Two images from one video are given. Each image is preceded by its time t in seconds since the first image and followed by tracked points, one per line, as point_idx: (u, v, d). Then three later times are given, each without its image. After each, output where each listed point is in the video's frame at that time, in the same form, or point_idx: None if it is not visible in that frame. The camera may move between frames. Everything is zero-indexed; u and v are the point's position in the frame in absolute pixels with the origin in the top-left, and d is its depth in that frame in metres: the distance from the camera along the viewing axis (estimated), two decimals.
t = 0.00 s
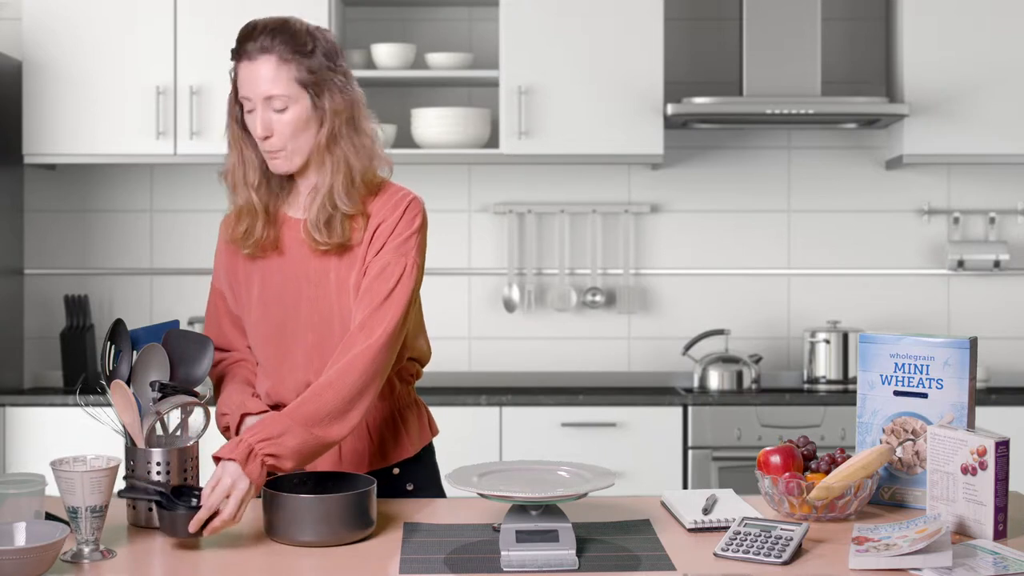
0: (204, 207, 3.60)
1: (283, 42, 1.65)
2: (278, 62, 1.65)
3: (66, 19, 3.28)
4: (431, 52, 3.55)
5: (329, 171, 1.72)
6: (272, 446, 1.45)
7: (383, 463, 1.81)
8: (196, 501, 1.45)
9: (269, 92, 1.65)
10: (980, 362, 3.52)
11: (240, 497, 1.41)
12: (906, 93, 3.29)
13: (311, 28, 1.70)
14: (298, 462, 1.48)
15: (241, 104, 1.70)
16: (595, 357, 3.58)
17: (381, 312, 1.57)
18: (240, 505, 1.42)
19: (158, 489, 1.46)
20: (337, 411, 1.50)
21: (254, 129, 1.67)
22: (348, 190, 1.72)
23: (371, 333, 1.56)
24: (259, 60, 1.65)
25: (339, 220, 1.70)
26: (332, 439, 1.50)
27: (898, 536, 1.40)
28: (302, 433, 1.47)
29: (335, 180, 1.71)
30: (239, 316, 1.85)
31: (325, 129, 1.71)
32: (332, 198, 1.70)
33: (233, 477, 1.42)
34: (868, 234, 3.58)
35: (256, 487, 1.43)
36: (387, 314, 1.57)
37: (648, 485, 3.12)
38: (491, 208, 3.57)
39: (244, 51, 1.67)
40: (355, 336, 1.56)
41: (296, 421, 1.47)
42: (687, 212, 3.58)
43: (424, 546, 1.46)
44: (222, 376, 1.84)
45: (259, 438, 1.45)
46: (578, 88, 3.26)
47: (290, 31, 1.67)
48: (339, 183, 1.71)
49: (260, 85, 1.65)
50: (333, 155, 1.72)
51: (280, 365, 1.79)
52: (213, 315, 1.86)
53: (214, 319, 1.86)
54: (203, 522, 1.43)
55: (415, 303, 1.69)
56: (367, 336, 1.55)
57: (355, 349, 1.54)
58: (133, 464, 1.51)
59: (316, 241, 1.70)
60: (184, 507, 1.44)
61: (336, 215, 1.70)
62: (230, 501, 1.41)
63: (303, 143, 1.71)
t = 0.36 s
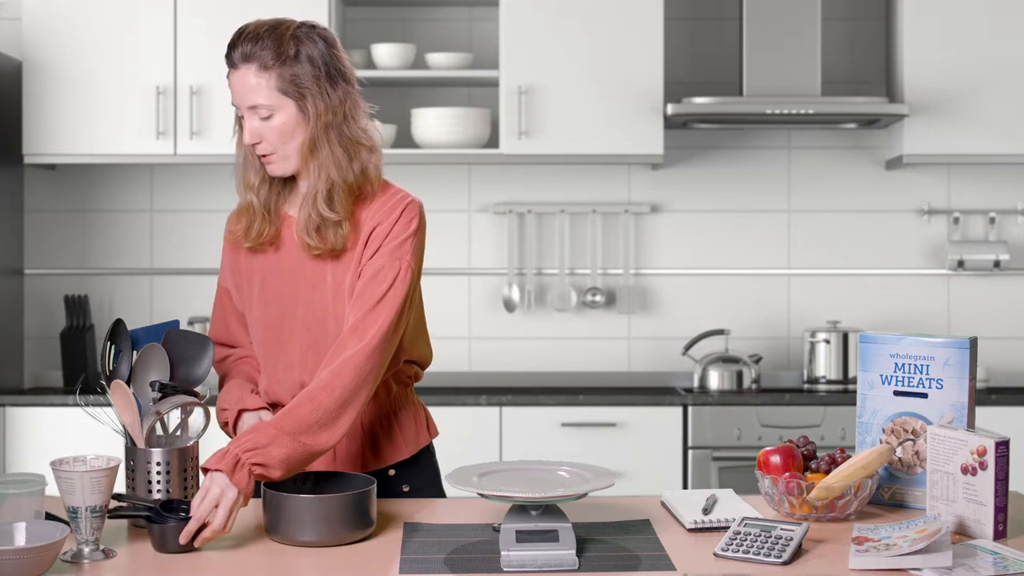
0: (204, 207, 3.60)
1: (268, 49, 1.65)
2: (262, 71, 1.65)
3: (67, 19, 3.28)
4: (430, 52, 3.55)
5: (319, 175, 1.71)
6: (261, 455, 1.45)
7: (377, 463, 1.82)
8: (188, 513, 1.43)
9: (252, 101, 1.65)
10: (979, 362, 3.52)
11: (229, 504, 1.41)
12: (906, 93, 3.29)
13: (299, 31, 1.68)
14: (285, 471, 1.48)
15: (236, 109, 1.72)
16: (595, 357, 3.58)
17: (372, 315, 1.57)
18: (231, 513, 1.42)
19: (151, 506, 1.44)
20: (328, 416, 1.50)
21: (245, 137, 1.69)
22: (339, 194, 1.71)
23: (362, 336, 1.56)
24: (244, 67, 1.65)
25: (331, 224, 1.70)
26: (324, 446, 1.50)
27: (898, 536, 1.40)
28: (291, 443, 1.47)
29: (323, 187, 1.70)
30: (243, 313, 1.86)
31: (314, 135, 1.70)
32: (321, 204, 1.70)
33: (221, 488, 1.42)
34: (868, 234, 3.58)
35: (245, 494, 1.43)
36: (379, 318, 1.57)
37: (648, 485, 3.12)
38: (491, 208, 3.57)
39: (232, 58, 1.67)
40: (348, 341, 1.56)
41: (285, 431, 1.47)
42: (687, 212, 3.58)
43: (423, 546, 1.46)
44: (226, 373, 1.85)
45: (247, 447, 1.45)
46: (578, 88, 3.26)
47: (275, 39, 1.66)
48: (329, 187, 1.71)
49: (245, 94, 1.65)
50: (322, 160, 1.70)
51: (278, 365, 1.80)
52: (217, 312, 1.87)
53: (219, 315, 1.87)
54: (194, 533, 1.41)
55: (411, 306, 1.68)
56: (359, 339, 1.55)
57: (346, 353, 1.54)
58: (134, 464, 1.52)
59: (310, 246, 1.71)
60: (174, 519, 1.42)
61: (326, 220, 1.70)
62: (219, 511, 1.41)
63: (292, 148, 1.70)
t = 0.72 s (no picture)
0: (204, 207, 3.60)
1: (264, 50, 1.65)
2: (258, 71, 1.65)
3: (67, 19, 3.28)
4: (431, 52, 3.55)
5: (316, 175, 1.71)
6: (261, 457, 1.45)
7: (378, 463, 1.82)
8: (188, 514, 1.43)
9: (251, 103, 1.66)
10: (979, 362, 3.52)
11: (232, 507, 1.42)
12: (906, 93, 3.29)
13: (296, 31, 1.68)
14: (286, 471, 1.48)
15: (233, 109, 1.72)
16: (595, 358, 3.58)
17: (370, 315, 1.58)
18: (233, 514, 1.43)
19: (151, 506, 1.44)
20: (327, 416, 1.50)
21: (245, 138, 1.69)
22: (338, 194, 1.71)
23: (362, 336, 1.56)
24: (242, 68, 1.66)
25: (331, 224, 1.71)
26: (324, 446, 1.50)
27: (898, 536, 1.40)
28: (291, 444, 1.47)
29: (322, 187, 1.70)
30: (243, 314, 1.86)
31: (312, 136, 1.70)
32: (319, 204, 1.70)
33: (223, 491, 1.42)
34: (868, 234, 3.58)
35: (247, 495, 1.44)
36: (379, 317, 1.57)
37: (648, 485, 3.12)
38: (491, 208, 3.57)
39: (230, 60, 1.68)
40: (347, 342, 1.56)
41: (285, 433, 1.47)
42: (687, 212, 3.58)
43: (423, 546, 1.46)
44: (226, 373, 1.85)
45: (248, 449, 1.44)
46: (578, 88, 3.26)
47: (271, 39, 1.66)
48: (328, 187, 1.71)
49: (243, 96, 1.66)
50: (319, 160, 1.70)
51: (278, 365, 1.80)
52: (218, 313, 1.87)
53: (220, 317, 1.87)
54: (195, 536, 1.41)
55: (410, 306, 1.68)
56: (358, 339, 1.55)
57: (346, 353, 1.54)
58: (134, 464, 1.52)
59: (309, 246, 1.72)
60: (175, 520, 1.41)
61: (325, 220, 1.70)
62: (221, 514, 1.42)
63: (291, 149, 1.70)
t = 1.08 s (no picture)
0: (205, 207, 3.60)
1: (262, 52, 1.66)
2: (257, 72, 1.66)
3: (67, 19, 3.28)
4: (431, 52, 3.55)
5: (315, 174, 1.71)
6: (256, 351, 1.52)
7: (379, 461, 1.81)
8: (188, 515, 1.43)
9: (250, 104, 1.66)
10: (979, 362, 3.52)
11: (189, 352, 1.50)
12: (906, 93, 3.29)
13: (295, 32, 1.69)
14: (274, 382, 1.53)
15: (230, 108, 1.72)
16: (595, 358, 3.58)
17: (381, 291, 1.63)
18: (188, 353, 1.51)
19: (152, 506, 1.44)
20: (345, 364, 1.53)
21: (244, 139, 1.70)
22: (338, 193, 1.72)
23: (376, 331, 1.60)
24: (241, 69, 1.66)
25: (331, 221, 1.71)
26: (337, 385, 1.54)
27: (898, 536, 1.40)
28: (301, 368, 1.52)
29: (322, 185, 1.71)
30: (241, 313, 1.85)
31: (311, 134, 1.71)
32: (320, 203, 1.71)
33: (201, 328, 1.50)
34: (868, 234, 3.58)
35: (207, 353, 1.51)
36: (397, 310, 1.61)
37: (648, 485, 3.12)
38: (491, 208, 3.57)
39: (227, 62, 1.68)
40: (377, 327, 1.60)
41: (302, 354, 1.52)
42: (687, 212, 3.58)
43: (424, 546, 1.46)
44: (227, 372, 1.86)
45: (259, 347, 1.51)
46: (578, 88, 3.26)
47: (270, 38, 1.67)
48: (328, 186, 1.72)
49: (241, 97, 1.67)
50: (318, 158, 1.71)
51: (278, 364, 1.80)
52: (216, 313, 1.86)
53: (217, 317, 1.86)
54: (193, 536, 1.41)
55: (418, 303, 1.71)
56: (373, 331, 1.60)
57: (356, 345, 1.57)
58: (134, 465, 1.51)
59: (308, 245, 1.72)
60: (176, 520, 1.41)
61: (326, 219, 1.71)
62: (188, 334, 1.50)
63: (290, 150, 1.71)
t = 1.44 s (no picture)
0: (204, 207, 3.60)
1: (292, 35, 1.73)
2: (287, 54, 1.73)
3: (67, 19, 3.28)
4: (431, 52, 3.55)
5: (323, 165, 1.75)
6: (232, 353, 1.59)
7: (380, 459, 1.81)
8: (188, 515, 1.43)
9: (276, 81, 1.71)
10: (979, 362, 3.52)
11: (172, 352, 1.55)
12: (906, 93, 3.29)
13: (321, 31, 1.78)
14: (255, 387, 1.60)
15: (246, 95, 1.76)
16: (595, 358, 3.58)
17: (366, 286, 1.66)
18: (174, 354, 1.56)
19: (152, 506, 1.45)
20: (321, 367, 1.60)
21: (260, 120, 1.73)
22: (345, 184, 1.74)
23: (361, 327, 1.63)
24: (268, 50, 1.73)
25: (335, 213, 1.73)
26: (315, 388, 1.60)
27: (898, 536, 1.40)
28: (278, 375, 1.59)
29: (326, 176, 1.74)
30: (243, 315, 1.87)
31: (326, 125, 1.77)
32: (322, 194, 1.73)
33: (186, 327, 1.56)
34: (868, 234, 3.58)
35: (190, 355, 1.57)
36: (381, 303, 1.64)
37: (647, 485, 3.12)
38: (491, 208, 3.57)
39: (252, 44, 1.74)
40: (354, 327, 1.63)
41: (277, 357, 1.60)
42: (687, 212, 3.58)
43: (424, 546, 1.46)
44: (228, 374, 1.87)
45: (237, 352, 1.59)
46: (578, 88, 3.26)
47: (301, 28, 1.75)
48: (332, 178, 1.74)
49: (266, 75, 1.72)
50: (329, 149, 1.75)
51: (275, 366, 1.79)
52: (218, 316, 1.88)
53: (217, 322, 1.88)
54: (195, 536, 1.41)
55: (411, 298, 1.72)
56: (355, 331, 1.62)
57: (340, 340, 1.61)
58: (134, 464, 1.51)
59: (304, 233, 1.73)
60: (176, 520, 1.41)
61: (326, 209, 1.73)
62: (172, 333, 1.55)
63: (306, 136, 1.75)
